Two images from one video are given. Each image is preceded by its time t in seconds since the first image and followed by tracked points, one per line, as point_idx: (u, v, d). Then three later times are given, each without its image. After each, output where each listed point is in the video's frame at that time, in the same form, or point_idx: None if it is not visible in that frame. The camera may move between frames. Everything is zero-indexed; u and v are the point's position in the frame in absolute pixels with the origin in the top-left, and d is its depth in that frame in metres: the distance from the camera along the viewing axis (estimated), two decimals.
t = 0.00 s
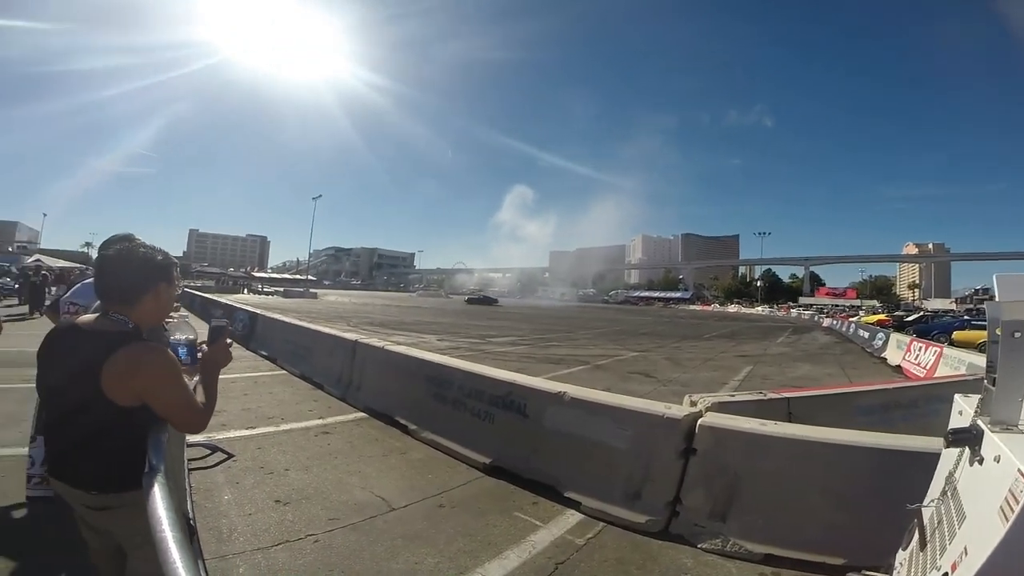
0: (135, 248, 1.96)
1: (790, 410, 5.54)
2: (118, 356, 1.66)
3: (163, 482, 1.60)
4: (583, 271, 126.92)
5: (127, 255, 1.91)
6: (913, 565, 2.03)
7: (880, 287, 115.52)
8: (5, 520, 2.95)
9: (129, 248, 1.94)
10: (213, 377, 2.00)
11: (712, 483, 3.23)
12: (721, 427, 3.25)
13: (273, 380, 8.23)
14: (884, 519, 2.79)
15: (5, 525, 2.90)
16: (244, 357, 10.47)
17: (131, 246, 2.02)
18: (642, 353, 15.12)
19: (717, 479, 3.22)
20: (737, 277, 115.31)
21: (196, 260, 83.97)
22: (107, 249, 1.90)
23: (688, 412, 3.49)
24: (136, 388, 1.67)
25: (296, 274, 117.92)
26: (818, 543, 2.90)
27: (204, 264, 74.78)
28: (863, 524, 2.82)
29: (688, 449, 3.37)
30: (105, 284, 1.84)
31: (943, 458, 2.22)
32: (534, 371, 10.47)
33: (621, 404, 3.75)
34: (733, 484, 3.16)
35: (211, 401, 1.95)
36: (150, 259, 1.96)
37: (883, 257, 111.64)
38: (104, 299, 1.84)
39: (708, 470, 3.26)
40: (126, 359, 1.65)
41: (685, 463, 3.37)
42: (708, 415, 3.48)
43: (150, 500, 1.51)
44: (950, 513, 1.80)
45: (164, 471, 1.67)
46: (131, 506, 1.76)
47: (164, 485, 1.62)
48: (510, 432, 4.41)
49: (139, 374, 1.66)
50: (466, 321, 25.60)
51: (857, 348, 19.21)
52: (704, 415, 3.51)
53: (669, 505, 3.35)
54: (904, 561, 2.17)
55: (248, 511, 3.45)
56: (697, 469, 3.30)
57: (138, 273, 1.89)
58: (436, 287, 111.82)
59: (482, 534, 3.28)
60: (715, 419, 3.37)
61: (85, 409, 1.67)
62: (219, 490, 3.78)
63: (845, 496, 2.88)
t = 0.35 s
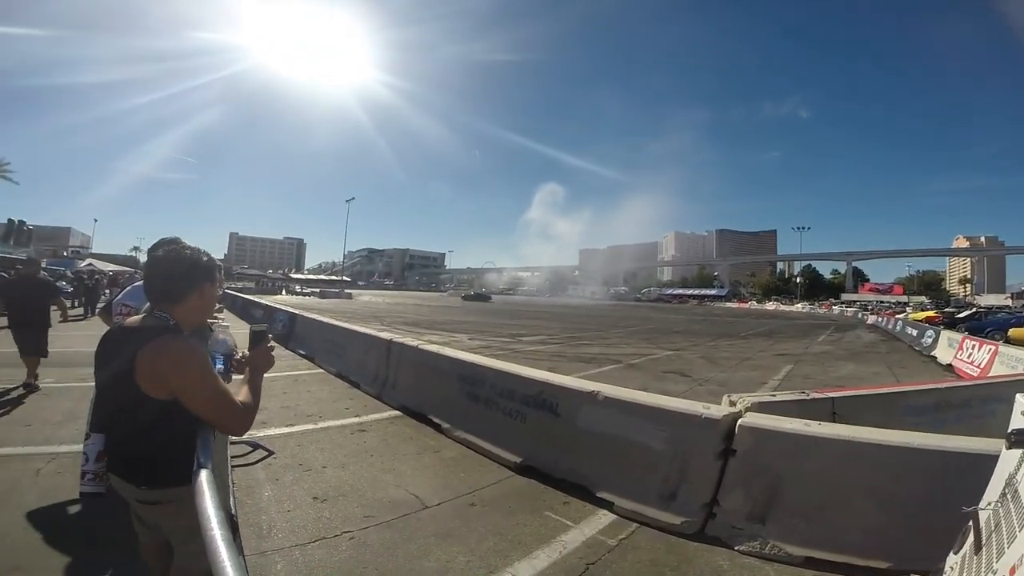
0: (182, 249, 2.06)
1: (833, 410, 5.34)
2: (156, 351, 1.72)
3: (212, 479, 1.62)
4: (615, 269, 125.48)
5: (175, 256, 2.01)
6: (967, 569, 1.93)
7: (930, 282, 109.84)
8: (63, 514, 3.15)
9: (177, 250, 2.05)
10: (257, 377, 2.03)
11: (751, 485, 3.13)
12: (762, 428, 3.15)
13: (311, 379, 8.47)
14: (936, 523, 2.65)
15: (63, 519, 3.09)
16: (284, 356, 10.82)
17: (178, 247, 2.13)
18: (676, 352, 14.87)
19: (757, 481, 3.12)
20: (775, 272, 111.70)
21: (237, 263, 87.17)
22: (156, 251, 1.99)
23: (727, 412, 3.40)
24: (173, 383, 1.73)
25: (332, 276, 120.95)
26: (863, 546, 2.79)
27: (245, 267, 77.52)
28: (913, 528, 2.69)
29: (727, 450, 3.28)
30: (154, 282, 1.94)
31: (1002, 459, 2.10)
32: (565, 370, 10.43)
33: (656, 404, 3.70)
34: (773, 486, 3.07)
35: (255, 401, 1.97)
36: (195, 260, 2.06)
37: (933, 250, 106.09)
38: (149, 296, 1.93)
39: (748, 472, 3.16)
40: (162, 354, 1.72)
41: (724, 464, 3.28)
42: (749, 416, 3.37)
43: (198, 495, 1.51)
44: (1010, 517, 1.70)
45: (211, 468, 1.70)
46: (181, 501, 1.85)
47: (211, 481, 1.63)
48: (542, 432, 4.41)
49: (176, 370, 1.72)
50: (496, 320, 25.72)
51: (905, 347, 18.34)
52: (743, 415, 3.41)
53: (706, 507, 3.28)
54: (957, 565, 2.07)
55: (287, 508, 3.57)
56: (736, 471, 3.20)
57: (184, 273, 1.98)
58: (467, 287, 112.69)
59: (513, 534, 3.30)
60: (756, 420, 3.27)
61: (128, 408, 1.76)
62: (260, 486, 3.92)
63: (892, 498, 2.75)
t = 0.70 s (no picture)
0: (208, 252, 2.13)
1: (863, 409, 5.21)
2: (189, 350, 1.79)
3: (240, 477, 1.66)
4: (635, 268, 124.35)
5: (201, 258, 2.07)
6: (1003, 571, 1.88)
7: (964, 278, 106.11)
8: (97, 513, 3.28)
9: (204, 252, 2.11)
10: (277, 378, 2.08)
11: (778, 485, 3.08)
12: (791, 427, 3.09)
13: (334, 378, 8.61)
14: (970, 525, 2.57)
15: (97, 517, 3.22)
16: (308, 356, 11.02)
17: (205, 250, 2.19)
18: (698, 351, 14.66)
19: (785, 482, 3.06)
20: (800, 269, 109.16)
21: (262, 266, 89.13)
22: (184, 253, 2.06)
23: (754, 412, 3.35)
24: (204, 382, 1.79)
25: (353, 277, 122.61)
26: (893, 547, 2.73)
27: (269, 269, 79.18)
28: (946, 529, 2.61)
29: (754, 450, 3.22)
30: (181, 284, 2.00)
31: None
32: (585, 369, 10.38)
33: (680, 404, 3.66)
34: (801, 486, 3.01)
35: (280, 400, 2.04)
36: (221, 262, 2.13)
37: (966, 245, 102.46)
38: (177, 297, 1.99)
39: (776, 473, 3.10)
40: (193, 352, 1.78)
41: (751, 464, 3.23)
42: (778, 415, 3.31)
43: (227, 494, 1.54)
44: None
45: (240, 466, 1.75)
46: (210, 500, 1.90)
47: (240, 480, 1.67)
48: (563, 431, 4.40)
49: (207, 367, 1.78)
50: (515, 319, 25.75)
51: (937, 344, 17.76)
52: (771, 414, 3.35)
53: (732, 507, 3.23)
54: (994, 565, 2.00)
55: (312, 507, 3.64)
56: (764, 471, 3.15)
57: (211, 274, 2.04)
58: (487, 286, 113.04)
59: (533, 534, 3.30)
60: (784, 419, 3.21)
61: (159, 407, 1.82)
62: (285, 485, 4.01)
63: (925, 500, 2.67)
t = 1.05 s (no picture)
0: (228, 253, 2.19)
1: (896, 408, 5.06)
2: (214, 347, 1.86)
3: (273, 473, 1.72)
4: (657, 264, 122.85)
5: (223, 259, 2.14)
6: None
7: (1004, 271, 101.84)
8: (133, 508, 3.42)
9: (224, 254, 2.18)
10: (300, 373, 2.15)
11: (806, 484, 3.03)
12: (820, 425, 3.03)
13: (358, 376, 8.76)
14: (1008, 526, 2.49)
15: (133, 513, 3.36)
16: (333, 354, 11.23)
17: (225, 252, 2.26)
18: (722, 348, 14.42)
19: (814, 481, 3.01)
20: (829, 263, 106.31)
21: (287, 265, 90.97)
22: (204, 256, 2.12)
23: (782, 410, 3.29)
24: (230, 378, 1.86)
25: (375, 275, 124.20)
26: (925, 549, 2.66)
27: (294, 269, 80.75)
28: (981, 530, 2.54)
29: (781, 449, 3.18)
30: (203, 285, 2.06)
31: None
32: (606, 367, 10.34)
33: (705, 402, 3.63)
34: (830, 485, 2.96)
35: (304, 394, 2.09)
36: (242, 262, 2.19)
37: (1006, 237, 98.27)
38: (199, 299, 2.06)
39: (804, 471, 3.05)
40: (217, 349, 1.85)
41: (778, 463, 3.18)
42: (805, 413, 3.26)
43: (260, 490, 1.61)
44: None
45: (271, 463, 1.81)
46: (242, 497, 1.97)
47: (272, 476, 1.73)
48: (585, 428, 4.41)
49: (233, 363, 1.85)
50: (536, 316, 25.74)
51: (975, 340, 17.13)
52: (799, 413, 3.30)
53: (758, 506, 3.19)
54: None
55: (338, 503, 3.73)
56: (791, 470, 3.10)
57: (232, 274, 2.11)
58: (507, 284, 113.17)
59: (554, 531, 3.32)
60: (813, 417, 3.15)
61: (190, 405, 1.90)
62: (312, 481, 4.11)
63: (958, 499, 2.60)
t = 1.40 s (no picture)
0: (239, 255, 2.23)
1: (917, 405, 4.97)
2: (214, 342, 1.87)
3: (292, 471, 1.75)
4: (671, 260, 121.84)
5: (233, 260, 2.18)
6: None
7: None
8: (154, 506, 3.50)
9: (234, 255, 2.22)
10: (322, 374, 2.07)
11: (824, 483, 3.00)
12: (838, 423, 3.00)
13: (373, 374, 8.86)
14: None
15: (155, 510, 3.44)
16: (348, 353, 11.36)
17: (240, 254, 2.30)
18: (738, 345, 14.26)
19: (832, 479, 2.98)
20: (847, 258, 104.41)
21: (302, 266, 92.06)
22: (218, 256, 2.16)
23: (800, 407, 3.26)
24: (227, 372, 1.86)
25: (388, 274, 124.99)
26: (947, 548, 2.61)
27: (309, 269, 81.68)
28: (1005, 530, 2.48)
29: (799, 446, 3.15)
30: (216, 284, 2.10)
31: None
32: (620, 364, 10.30)
33: (720, 399, 3.61)
34: (849, 483, 2.92)
35: (312, 394, 2.04)
36: (252, 263, 2.23)
37: None
38: (212, 297, 2.10)
39: (822, 469, 3.02)
40: (217, 345, 1.86)
41: (796, 460, 3.15)
42: (824, 410, 3.22)
43: (280, 488, 1.64)
44: None
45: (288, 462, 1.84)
46: (263, 495, 2.01)
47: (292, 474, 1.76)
48: (600, 427, 4.40)
49: (232, 360, 1.85)
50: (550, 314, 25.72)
51: (999, 336, 16.72)
52: (817, 410, 3.26)
53: (774, 505, 3.17)
54: None
55: (354, 501, 3.77)
56: (809, 468, 3.07)
57: (243, 274, 2.14)
58: (520, 282, 113.12)
59: (568, 529, 3.33)
60: (831, 415, 3.11)
61: (201, 404, 1.94)
62: (328, 479, 4.17)
63: (978, 497, 2.56)
